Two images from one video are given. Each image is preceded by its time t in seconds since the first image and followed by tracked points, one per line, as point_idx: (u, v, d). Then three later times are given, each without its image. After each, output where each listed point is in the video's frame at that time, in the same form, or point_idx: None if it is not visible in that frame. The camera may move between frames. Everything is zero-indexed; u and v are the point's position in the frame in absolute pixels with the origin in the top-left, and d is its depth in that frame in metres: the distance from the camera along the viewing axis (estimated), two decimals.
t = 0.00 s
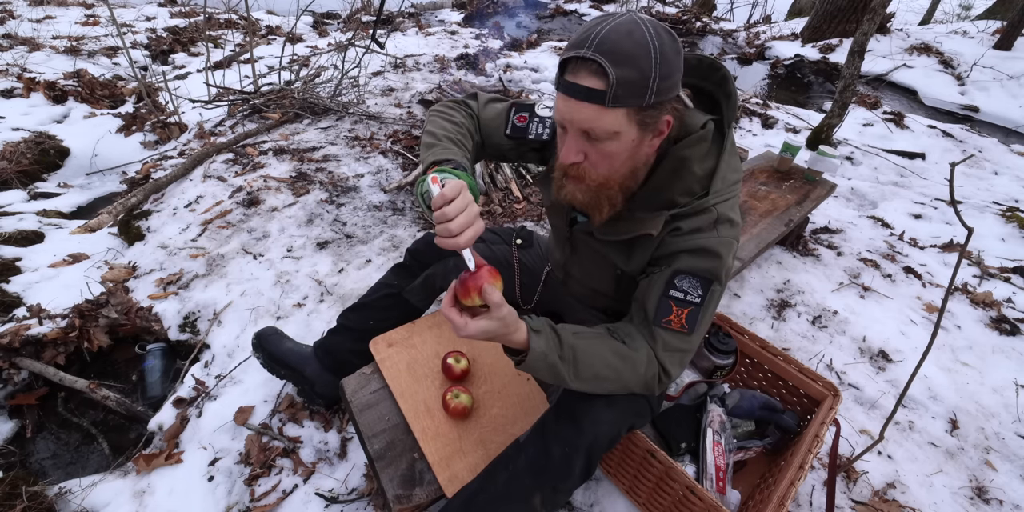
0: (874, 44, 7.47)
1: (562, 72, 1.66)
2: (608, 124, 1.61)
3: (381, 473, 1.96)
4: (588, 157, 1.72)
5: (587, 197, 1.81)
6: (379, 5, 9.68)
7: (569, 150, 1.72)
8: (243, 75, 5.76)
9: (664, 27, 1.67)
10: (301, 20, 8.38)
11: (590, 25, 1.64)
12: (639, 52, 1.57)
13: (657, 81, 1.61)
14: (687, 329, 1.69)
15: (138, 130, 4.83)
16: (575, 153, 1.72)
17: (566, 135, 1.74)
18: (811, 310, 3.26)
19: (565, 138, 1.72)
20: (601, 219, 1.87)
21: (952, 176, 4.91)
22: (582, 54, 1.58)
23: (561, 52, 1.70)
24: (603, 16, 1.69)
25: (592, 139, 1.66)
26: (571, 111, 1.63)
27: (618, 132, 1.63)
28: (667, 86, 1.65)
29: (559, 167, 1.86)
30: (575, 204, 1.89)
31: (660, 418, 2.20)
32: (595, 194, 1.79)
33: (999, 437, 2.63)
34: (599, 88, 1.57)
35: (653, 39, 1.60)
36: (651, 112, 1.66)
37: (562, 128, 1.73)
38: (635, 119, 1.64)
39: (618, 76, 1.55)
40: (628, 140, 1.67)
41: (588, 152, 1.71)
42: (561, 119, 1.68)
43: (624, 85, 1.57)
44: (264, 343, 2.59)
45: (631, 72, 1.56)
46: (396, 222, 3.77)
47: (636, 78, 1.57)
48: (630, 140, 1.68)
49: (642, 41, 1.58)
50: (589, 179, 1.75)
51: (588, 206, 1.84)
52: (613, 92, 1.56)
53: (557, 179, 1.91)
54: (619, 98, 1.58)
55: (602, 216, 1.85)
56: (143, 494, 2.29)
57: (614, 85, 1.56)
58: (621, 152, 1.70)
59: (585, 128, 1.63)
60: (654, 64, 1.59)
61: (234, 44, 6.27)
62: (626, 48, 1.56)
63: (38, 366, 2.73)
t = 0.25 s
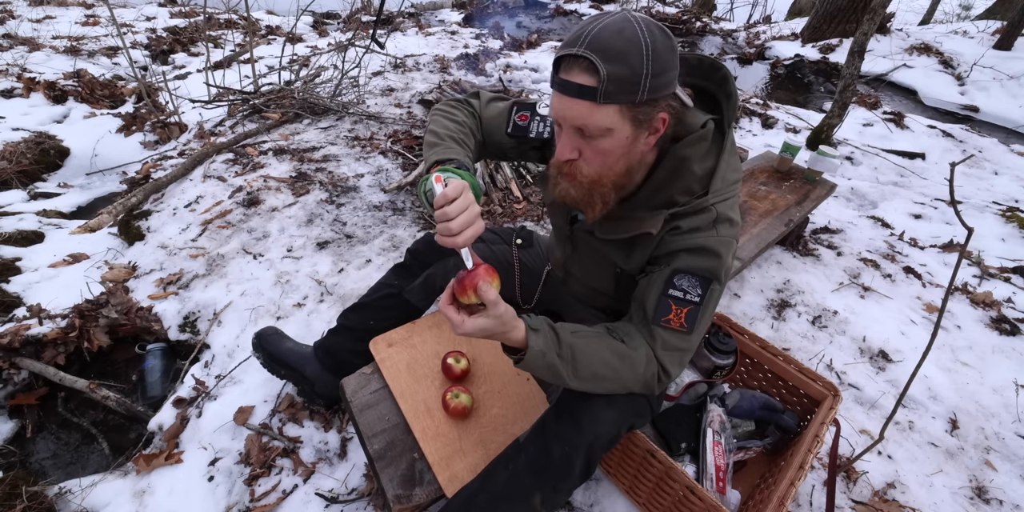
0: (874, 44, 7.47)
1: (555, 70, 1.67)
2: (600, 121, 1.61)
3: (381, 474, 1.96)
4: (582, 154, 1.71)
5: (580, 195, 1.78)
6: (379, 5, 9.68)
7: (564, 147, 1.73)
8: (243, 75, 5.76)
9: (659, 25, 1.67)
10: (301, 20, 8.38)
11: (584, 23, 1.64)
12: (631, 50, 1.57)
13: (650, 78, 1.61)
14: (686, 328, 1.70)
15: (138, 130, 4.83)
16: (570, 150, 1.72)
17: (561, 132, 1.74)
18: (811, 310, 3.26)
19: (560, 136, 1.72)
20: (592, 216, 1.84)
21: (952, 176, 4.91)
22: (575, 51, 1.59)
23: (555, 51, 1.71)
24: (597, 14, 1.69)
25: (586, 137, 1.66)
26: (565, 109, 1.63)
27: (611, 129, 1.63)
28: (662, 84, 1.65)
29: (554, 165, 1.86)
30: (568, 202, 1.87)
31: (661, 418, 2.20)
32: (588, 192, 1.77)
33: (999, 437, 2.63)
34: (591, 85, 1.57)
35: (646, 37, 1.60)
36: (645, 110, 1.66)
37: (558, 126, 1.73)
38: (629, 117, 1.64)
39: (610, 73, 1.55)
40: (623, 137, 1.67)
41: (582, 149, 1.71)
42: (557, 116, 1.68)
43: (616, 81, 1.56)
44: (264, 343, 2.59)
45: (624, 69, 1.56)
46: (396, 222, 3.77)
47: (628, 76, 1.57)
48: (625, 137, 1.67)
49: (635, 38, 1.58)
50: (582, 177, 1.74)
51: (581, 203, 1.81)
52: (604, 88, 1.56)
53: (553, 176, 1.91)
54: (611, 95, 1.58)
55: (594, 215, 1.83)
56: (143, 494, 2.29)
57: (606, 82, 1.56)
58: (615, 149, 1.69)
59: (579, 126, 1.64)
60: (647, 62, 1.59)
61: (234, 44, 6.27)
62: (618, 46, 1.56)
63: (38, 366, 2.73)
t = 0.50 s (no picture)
0: (874, 44, 7.47)
1: (553, 71, 1.67)
2: (598, 121, 1.61)
3: (380, 474, 1.96)
4: (581, 154, 1.71)
5: (579, 195, 1.79)
6: (379, 5, 9.67)
7: (562, 148, 1.73)
8: (243, 75, 5.76)
9: (655, 26, 1.67)
10: (301, 20, 8.38)
11: (580, 24, 1.65)
12: (628, 50, 1.57)
13: (647, 78, 1.61)
14: (686, 328, 1.70)
15: (138, 130, 4.83)
16: (568, 151, 1.72)
17: (559, 133, 1.74)
18: (811, 310, 3.26)
19: (559, 136, 1.72)
20: (591, 216, 1.84)
21: (952, 176, 4.91)
22: (572, 52, 1.59)
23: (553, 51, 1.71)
24: (594, 14, 1.69)
25: (584, 137, 1.66)
26: (562, 109, 1.63)
27: (609, 129, 1.63)
28: (659, 84, 1.65)
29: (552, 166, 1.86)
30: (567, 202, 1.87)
31: (661, 418, 2.20)
32: (587, 193, 1.77)
33: (999, 437, 2.63)
34: (588, 86, 1.57)
35: (643, 37, 1.60)
36: (643, 110, 1.66)
37: (556, 127, 1.73)
38: (627, 117, 1.64)
39: (607, 73, 1.55)
40: (621, 137, 1.67)
41: (580, 149, 1.71)
42: (554, 117, 1.68)
43: (613, 81, 1.56)
44: (264, 343, 2.59)
45: (621, 69, 1.56)
46: (397, 222, 3.77)
47: (625, 76, 1.57)
48: (623, 138, 1.67)
49: (631, 39, 1.58)
50: (581, 177, 1.74)
51: (580, 204, 1.81)
52: (602, 89, 1.56)
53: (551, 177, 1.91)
54: (608, 95, 1.58)
55: (592, 215, 1.82)
56: (143, 494, 2.29)
57: (603, 82, 1.56)
58: (613, 149, 1.69)
59: (577, 126, 1.64)
60: (644, 62, 1.59)
61: (234, 44, 6.27)
62: (614, 46, 1.56)
63: (38, 366, 2.73)
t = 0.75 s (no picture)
0: (874, 44, 7.47)
1: (551, 72, 1.67)
2: (596, 122, 1.61)
3: (380, 474, 1.96)
4: (579, 155, 1.71)
5: (578, 196, 1.79)
6: (379, 5, 9.67)
7: (561, 148, 1.73)
8: (243, 75, 5.76)
9: (653, 27, 1.67)
10: (301, 20, 8.38)
11: (578, 25, 1.65)
12: (625, 51, 1.57)
13: (645, 79, 1.61)
14: (686, 329, 1.70)
15: (138, 130, 4.83)
16: (567, 152, 1.72)
17: (558, 134, 1.74)
18: (811, 310, 3.26)
19: (557, 137, 1.73)
20: (591, 217, 1.84)
21: (952, 176, 4.91)
22: (570, 53, 1.59)
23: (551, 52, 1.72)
24: (592, 16, 1.69)
25: (582, 138, 1.66)
26: (560, 110, 1.63)
27: (607, 130, 1.63)
28: (657, 85, 1.65)
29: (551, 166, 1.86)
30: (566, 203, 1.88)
31: (661, 418, 2.20)
32: (586, 194, 1.77)
33: (999, 437, 2.63)
34: (586, 87, 1.57)
35: (640, 38, 1.60)
36: (641, 112, 1.66)
37: (554, 128, 1.74)
38: (625, 118, 1.64)
39: (604, 74, 1.55)
40: (619, 138, 1.67)
41: (579, 151, 1.71)
42: (552, 118, 1.69)
43: (611, 83, 1.56)
44: (265, 343, 2.59)
45: (618, 71, 1.56)
46: (397, 222, 3.77)
47: (623, 77, 1.57)
48: (621, 139, 1.67)
49: (628, 40, 1.58)
50: (579, 178, 1.74)
51: (579, 205, 1.81)
52: (599, 90, 1.57)
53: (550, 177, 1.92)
54: (606, 96, 1.58)
55: (592, 215, 1.82)
56: (143, 494, 2.29)
57: (601, 83, 1.56)
58: (612, 150, 1.69)
59: (575, 127, 1.64)
60: (641, 64, 1.59)
61: (234, 44, 6.28)
62: (612, 47, 1.56)
63: (38, 366, 2.73)
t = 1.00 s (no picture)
0: (874, 44, 7.48)
1: (585, 56, 1.62)
2: (616, 124, 1.59)
3: (381, 474, 1.97)
4: (588, 151, 1.70)
5: (579, 195, 1.80)
6: (379, 5, 9.67)
7: (571, 140, 1.71)
8: (243, 75, 5.76)
9: (703, 38, 1.61)
10: (301, 20, 8.38)
11: (630, 12, 1.57)
12: (670, 58, 1.52)
13: (681, 90, 1.57)
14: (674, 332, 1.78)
15: (138, 130, 4.83)
16: (576, 145, 1.70)
17: (572, 123, 1.72)
18: (811, 310, 3.26)
19: (572, 126, 1.70)
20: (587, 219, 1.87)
21: (952, 176, 4.91)
22: (612, 43, 1.54)
23: (590, 33, 1.65)
24: (645, 6, 1.62)
25: (597, 134, 1.64)
26: (585, 100, 1.60)
27: (626, 133, 1.62)
28: (691, 98, 1.61)
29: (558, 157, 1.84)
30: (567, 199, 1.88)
31: (659, 418, 2.20)
32: (587, 194, 1.78)
33: (999, 437, 2.63)
34: (620, 86, 1.54)
35: (688, 47, 1.55)
36: (666, 121, 1.63)
37: (571, 117, 1.71)
38: (647, 125, 1.62)
39: (642, 77, 1.52)
40: (633, 143, 1.66)
41: (590, 146, 1.69)
42: (574, 106, 1.65)
43: (646, 88, 1.53)
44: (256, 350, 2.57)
45: (658, 76, 1.52)
46: (397, 222, 3.78)
47: (660, 84, 1.53)
48: (634, 145, 1.66)
49: (676, 45, 1.53)
50: (586, 176, 1.74)
51: (578, 204, 1.82)
52: (632, 93, 1.53)
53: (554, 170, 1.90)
54: (637, 100, 1.55)
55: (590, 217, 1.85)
56: (143, 494, 2.29)
57: (636, 86, 1.53)
58: (623, 153, 1.68)
59: (594, 122, 1.61)
60: (684, 75, 1.55)
61: (234, 44, 6.28)
62: (658, 49, 1.51)
63: (38, 365, 2.73)
